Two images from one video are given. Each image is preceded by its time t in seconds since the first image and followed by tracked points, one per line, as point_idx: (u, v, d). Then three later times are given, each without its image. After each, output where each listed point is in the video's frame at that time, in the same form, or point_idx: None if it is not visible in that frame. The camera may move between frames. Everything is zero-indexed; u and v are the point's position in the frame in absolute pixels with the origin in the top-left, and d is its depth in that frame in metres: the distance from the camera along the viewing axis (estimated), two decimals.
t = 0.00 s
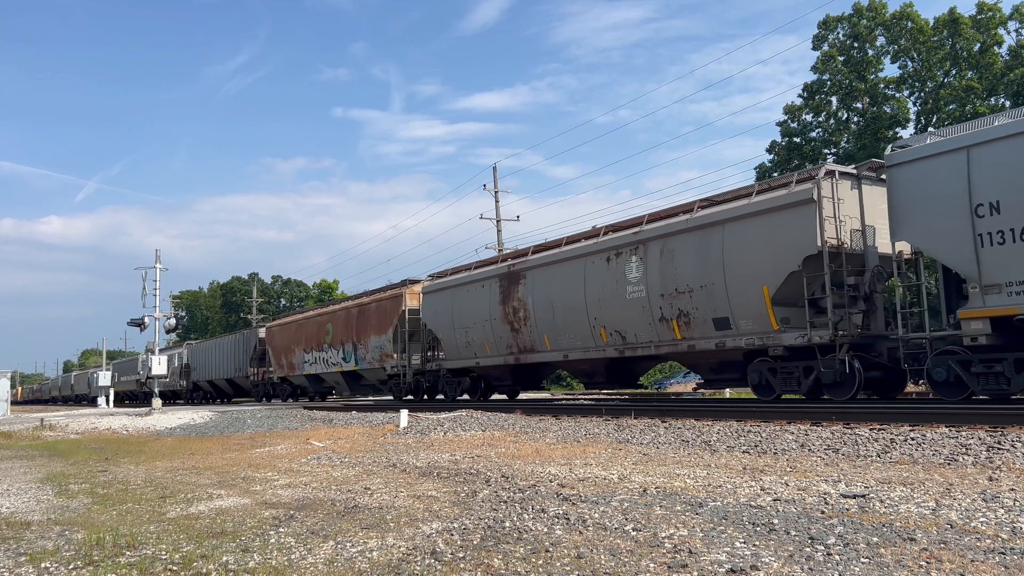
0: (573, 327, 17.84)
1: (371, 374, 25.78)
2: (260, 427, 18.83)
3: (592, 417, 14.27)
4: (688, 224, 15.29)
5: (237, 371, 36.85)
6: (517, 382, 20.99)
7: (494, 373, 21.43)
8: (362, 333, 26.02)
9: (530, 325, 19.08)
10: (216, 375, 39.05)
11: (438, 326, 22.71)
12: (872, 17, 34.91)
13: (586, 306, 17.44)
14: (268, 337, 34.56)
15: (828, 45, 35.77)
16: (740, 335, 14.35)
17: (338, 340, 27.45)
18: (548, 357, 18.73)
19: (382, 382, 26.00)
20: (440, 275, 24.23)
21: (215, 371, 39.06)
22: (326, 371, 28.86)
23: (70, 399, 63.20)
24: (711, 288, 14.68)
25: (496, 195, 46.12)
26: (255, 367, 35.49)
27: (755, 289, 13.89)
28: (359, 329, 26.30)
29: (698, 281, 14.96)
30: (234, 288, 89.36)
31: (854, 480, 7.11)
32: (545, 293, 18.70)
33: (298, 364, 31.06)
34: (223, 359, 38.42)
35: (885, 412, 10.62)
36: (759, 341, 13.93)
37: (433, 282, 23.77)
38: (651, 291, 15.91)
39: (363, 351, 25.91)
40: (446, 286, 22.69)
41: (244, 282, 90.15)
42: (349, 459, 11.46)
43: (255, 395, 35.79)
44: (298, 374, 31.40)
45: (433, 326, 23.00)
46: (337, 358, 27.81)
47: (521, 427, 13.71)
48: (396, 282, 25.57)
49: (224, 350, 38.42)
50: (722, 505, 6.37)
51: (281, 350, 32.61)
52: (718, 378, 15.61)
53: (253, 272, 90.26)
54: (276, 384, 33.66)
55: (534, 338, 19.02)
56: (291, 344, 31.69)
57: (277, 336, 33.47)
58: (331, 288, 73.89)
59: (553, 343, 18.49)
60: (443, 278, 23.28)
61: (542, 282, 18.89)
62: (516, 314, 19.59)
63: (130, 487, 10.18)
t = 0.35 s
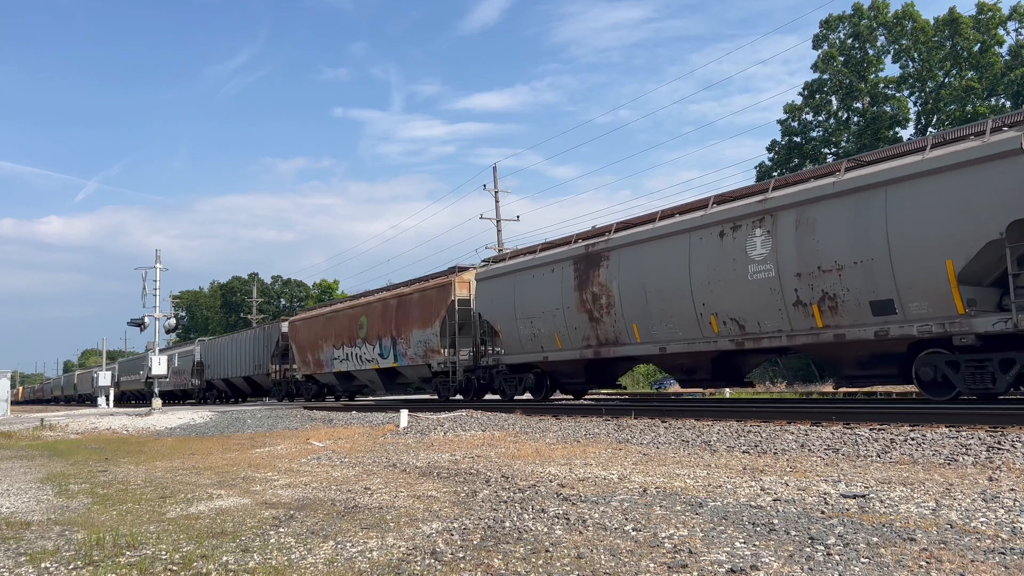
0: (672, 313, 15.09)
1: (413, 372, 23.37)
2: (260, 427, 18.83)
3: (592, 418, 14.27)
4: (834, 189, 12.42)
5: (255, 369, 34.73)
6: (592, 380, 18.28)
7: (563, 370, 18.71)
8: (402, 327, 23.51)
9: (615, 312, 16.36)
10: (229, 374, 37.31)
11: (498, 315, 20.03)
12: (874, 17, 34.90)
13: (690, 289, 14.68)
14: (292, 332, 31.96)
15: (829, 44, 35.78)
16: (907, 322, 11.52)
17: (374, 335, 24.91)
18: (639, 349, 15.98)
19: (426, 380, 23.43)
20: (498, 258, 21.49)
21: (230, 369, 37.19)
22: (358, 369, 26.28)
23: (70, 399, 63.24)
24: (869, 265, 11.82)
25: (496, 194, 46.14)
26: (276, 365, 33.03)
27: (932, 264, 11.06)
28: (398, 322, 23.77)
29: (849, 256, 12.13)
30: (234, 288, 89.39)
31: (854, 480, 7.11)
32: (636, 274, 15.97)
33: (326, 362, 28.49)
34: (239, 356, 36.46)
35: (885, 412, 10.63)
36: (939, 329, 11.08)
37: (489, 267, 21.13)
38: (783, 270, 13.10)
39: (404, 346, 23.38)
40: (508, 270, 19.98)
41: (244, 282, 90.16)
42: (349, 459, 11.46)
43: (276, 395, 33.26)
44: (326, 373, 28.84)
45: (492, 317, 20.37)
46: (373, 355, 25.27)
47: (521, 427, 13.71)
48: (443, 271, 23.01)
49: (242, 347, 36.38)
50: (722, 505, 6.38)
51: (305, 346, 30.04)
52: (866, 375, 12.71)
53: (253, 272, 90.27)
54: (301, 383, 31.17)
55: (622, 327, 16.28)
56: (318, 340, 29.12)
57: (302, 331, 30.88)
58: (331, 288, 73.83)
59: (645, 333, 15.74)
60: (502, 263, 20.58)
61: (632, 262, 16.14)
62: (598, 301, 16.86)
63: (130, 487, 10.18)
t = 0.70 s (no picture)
0: (811, 297, 12.81)
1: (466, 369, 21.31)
2: (260, 427, 18.83)
3: (592, 418, 14.27)
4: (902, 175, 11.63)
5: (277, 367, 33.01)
6: (691, 378, 15.94)
7: (653, 366, 16.38)
8: (452, 318, 21.97)
9: (733, 297, 14.13)
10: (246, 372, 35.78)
11: (578, 303, 17.78)
12: (874, 17, 34.87)
13: (836, 267, 12.43)
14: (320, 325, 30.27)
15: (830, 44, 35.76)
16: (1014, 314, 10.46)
17: (417, 326, 23.33)
18: (764, 340, 13.71)
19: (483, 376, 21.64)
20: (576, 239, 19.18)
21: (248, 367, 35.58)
22: (401, 365, 24.54)
23: (69, 399, 63.29)
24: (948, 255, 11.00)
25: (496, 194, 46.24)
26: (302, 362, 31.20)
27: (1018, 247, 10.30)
28: (448, 313, 22.20)
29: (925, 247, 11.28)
30: (234, 288, 89.40)
31: (854, 480, 7.11)
32: (758, 251, 13.75)
33: (360, 357, 26.82)
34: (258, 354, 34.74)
35: (885, 412, 10.63)
36: None
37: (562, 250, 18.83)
38: (973, 239, 10.73)
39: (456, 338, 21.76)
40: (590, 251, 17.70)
41: (244, 282, 90.18)
42: (349, 459, 11.46)
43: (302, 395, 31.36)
44: (360, 369, 27.14)
45: (567, 305, 18.13)
46: (417, 349, 23.58)
47: (521, 427, 13.71)
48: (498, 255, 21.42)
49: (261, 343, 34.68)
50: (722, 505, 6.38)
51: (337, 341, 28.42)
52: None
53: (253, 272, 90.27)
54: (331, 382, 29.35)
55: (740, 315, 14.05)
56: (350, 333, 27.49)
57: (332, 324, 29.19)
58: (331, 288, 73.74)
59: (773, 320, 13.47)
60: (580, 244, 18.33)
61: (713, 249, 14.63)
62: (708, 284, 14.63)
63: (130, 487, 10.18)
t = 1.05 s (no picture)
0: (1019, 274, 10.20)
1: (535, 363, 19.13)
2: (260, 427, 18.83)
3: (592, 418, 14.27)
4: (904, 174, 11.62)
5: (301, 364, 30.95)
6: (825, 374, 13.50)
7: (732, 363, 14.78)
8: (514, 306, 19.76)
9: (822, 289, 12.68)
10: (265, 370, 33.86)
11: (678, 288, 15.28)
12: (875, 16, 34.85)
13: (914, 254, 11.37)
14: (352, 319, 28.16)
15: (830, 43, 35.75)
16: None
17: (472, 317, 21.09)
18: (942, 327, 11.11)
19: (549, 372, 19.48)
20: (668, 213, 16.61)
21: (267, 364, 33.64)
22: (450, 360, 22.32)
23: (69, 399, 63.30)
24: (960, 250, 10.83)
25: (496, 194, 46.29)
26: (330, 358, 29.02)
27: None
28: (507, 301, 20.00)
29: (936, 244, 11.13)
30: (234, 288, 89.35)
31: (854, 480, 7.11)
32: (940, 219, 11.08)
33: (399, 352, 24.66)
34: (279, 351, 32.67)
35: (885, 412, 10.62)
36: None
37: (653, 226, 16.27)
38: None
39: (518, 329, 19.54)
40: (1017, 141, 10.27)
41: (244, 282, 90.13)
42: (349, 459, 11.46)
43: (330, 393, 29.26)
44: (399, 365, 24.95)
45: (663, 289, 15.63)
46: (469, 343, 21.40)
47: (521, 427, 13.71)
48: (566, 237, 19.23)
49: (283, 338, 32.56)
50: (722, 505, 6.38)
51: (372, 336, 26.30)
52: None
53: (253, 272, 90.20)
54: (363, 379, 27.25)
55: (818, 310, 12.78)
56: (387, 327, 25.37)
57: (367, 318, 27.05)
58: (331, 289, 73.59)
59: (959, 302, 10.85)
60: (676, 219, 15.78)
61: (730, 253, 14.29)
62: (865, 260, 12.08)
63: (130, 487, 10.18)
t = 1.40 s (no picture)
0: None
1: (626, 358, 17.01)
2: (260, 427, 18.83)
3: (592, 418, 14.27)
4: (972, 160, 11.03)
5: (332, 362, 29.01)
6: (1023, 370, 11.20)
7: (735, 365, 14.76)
8: (593, 292, 17.69)
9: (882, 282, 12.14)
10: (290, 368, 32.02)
11: (823, 266, 12.99)
12: (875, 16, 34.84)
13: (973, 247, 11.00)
14: (388, 311, 25.99)
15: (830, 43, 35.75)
16: None
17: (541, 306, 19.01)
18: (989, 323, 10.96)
19: (633, 369, 17.34)
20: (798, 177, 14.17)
21: (293, 361, 31.79)
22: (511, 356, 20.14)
23: (69, 399, 63.38)
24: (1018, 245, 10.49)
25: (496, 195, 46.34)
26: (363, 353, 26.94)
27: None
28: (586, 287, 17.84)
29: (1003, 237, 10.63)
30: (234, 288, 89.40)
31: (854, 480, 7.11)
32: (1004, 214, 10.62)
33: (448, 347, 22.49)
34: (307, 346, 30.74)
35: (886, 411, 10.62)
36: None
37: (781, 193, 14.01)
38: None
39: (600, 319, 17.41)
40: None
41: (244, 282, 90.19)
42: (349, 459, 11.46)
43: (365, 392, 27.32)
44: (447, 361, 22.77)
45: (801, 269, 13.36)
46: (534, 335, 19.31)
47: (521, 427, 13.71)
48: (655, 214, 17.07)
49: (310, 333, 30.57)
50: (722, 505, 6.37)
51: (414, 329, 24.13)
52: None
53: (253, 272, 90.24)
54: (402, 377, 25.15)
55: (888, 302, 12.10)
56: (433, 320, 23.20)
57: (408, 309, 24.84)
58: (331, 290, 73.60)
59: None
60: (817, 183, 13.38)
61: (863, 227, 12.44)
62: None
63: (130, 487, 10.18)
